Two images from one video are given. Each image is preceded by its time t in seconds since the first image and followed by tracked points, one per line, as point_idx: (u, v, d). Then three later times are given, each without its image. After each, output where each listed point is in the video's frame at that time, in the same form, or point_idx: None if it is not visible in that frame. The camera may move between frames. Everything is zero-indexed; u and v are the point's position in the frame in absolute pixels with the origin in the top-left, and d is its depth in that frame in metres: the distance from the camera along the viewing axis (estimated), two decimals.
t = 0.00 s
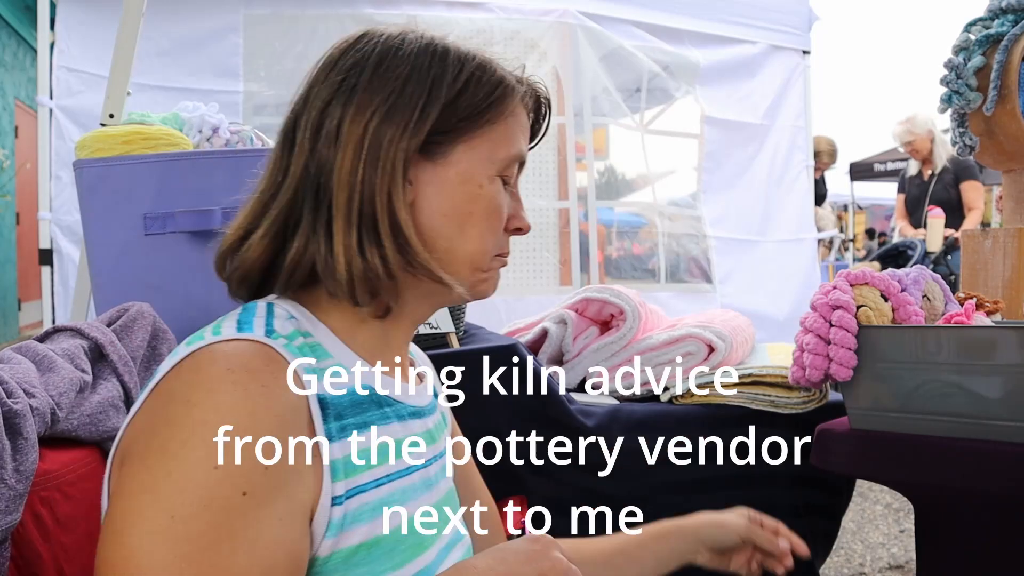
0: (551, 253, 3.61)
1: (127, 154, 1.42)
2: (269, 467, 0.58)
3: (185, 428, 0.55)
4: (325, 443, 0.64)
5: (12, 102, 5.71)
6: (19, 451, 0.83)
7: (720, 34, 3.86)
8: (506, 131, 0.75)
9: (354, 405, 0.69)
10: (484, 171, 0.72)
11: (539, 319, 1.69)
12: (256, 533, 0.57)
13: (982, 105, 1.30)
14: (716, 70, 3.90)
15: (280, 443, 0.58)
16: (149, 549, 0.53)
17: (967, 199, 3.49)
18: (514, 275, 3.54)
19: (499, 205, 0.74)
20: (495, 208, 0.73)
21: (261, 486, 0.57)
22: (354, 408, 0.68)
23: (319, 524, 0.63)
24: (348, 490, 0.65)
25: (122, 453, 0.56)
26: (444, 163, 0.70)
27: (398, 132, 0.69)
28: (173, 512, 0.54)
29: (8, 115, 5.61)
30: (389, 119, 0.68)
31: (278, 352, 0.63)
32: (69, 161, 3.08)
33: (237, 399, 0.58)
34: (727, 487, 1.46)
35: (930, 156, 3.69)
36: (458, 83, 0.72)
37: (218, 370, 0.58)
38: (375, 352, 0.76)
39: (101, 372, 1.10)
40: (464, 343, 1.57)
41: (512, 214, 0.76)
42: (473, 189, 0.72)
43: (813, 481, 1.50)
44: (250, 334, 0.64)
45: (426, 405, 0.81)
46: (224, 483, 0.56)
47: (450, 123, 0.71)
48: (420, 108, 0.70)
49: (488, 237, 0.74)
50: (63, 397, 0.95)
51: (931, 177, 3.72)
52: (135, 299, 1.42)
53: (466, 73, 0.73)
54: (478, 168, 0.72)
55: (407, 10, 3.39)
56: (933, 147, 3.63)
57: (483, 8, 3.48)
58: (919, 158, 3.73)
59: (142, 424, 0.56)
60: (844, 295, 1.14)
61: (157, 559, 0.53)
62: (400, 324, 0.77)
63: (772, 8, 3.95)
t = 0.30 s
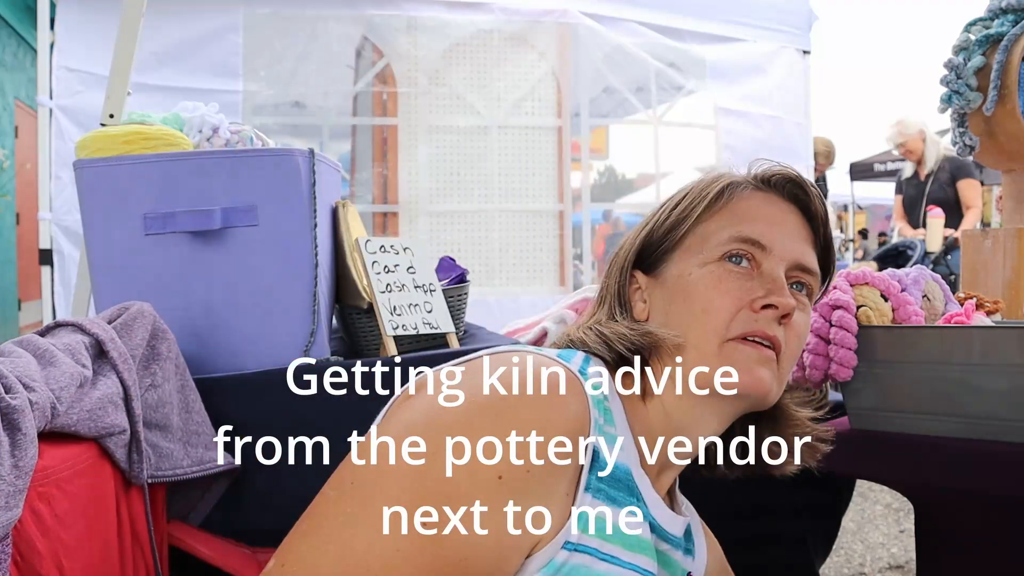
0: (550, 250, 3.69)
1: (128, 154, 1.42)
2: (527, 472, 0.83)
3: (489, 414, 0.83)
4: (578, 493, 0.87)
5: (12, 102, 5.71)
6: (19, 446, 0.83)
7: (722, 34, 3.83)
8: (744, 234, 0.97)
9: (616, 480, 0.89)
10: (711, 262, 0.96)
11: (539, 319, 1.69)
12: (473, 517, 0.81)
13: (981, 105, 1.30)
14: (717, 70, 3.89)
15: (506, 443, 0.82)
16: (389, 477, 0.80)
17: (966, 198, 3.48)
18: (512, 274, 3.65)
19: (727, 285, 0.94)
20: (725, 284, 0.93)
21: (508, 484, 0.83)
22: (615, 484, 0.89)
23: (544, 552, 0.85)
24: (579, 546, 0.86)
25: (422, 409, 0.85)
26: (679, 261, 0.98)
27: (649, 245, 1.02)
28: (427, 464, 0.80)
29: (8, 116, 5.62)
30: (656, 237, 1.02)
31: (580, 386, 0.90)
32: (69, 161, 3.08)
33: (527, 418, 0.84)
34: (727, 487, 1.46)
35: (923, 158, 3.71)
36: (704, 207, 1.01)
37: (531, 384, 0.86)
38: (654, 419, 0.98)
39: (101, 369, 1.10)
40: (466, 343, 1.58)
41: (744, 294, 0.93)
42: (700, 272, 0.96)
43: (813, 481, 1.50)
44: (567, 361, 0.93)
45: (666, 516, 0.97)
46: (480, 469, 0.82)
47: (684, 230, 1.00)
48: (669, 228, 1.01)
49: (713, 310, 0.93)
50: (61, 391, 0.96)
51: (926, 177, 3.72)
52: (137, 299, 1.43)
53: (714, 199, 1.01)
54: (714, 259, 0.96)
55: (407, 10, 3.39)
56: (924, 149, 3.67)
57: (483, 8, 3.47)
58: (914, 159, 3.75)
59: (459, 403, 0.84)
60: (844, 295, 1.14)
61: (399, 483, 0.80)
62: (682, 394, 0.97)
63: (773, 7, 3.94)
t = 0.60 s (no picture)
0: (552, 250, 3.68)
1: (127, 155, 1.42)
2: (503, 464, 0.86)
3: (463, 409, 0.86)
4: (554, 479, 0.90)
5: (12, 102, 5.71)
6: (19, 448, 0.83)
7: (722, 34, 3.84)
8: (695, 212, 1.05)
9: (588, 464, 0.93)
10: (667, 237, 1.04)
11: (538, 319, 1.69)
12: (451, 505, 0.84)
13: (982, 105, 1.30)
14: (717, 70, 3.90)
15: (507, 444, 0.86)
16: (367, 478, 0.82)
17: (966, 198, 3.47)
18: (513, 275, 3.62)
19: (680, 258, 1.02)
20: (677, 257, 1.01)
21: (485, 476, 0.85)
22: (587, 468, 0.93)
23: (521, 539, 0.88)
24: (553, 529, 0.89)
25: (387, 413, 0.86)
26: (631, 242, 1.07)
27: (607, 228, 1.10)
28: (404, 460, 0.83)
29: (8, 116, 5.62)
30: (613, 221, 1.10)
31: (553, 380, 0.93)
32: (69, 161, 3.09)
33: (496, 407, 0.87)
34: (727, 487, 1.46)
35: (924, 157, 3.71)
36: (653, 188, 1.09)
37: (501, 374, 0.89)
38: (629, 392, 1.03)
39: (101, 369, 1.10)
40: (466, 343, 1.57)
41: (696, 264, 1.01)
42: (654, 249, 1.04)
43: (813, 481, 1.50)
44: (537, 351, 0.97)
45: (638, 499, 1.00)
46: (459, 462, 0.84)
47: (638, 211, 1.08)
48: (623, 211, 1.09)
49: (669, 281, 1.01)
50: (62, 392, 0.96)
51: (928, 177, 3.72)
52: (135, 298, 1.43)
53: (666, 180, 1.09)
54: (669, 236, 1.04)
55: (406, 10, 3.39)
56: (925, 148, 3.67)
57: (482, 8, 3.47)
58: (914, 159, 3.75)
59: (419, 402, 0.87)
60: (844, 296, 1.14)
61: (376, 483, 0.82)
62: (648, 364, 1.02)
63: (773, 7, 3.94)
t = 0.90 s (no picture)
0: (551, 250, 3.70)
1: (127, 154, 1.42)
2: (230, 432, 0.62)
3: (141, 409, 0.61)
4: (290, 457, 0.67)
5: (11, 102, 5.71)
6: (19, 451, 0.79)
7: (722, 35, 3.84)
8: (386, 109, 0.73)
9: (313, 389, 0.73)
10: (351, 153, 0.72)
11: (539, 319, 1.69)
12: (220, 502, 0.61)
13: (981, 105, 1.30)
14: (716, 70, 3.90)
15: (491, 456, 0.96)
16: (109, 523, 0.58)
17: (966, 198, 3.48)
18: (513, 274, 3.65)
19: (374, 179, 0.72)
20: (405, 214, 0.72)
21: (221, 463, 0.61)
22: (312, 393, 0.72)
23: (282, 494, 0.67)
24: (309, 463, 0.68)
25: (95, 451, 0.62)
26: (336, 185, 0.73)
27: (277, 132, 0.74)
28: (139, 481, 0.58)
29: (8, 116, 5.62)
30: (269, 128, 0.74)
31: (238, 345, 0.68)
32: (69, 161, 3.08)
33: (186, 389, 0.62)
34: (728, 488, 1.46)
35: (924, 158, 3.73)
36: (341, 78, 0.73)
37: (161, 362, 0.64)
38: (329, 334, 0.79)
39: (103, 372, 1.06)
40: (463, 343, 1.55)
41: (390, 181, 0.73)
42: (348, 167, 0.73)
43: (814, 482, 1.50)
44: (207, 325, 0.69)
45: (386, 393, 0.83)
46: (178, 455, 0.60)
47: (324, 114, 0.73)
48: (304, 113, 0.73)
49: (368, 214, 0.72)
50: (63, 397, 0.92)
51: (927, 177, 3.72)
52: (136, 299, 1.43)
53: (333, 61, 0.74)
54: (356, 151, 0.72)
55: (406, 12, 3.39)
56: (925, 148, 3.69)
57: (483, 9, 3.48)
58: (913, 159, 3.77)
59: (115, 411, 0.62)
60: (844, 295, 1.14)
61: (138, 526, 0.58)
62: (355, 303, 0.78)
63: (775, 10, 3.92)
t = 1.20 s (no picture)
0: (551, 249, 3.70)
1: (127, 154, 1.42)
2: (204, 441, 0.62)
3: (121, 410, 0.60)
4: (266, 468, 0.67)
5: (12, 102, 5.72)
6: (20, 452, 0.79)
7: (722, 34, 3.84)
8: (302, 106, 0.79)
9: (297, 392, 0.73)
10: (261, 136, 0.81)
11: (538, 319, 1.69)
12: (200, 503, 0.61)
13: (981, 105, 1.30)
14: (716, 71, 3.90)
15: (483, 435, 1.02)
16: (94, 524, 0.58)
17: (966, 199, 3.47)
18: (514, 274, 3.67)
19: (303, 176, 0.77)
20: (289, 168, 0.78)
21: (200, 461, 0.61)
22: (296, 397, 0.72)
23: (258, 496, 0.68)
24: (287, 469, 0.69)
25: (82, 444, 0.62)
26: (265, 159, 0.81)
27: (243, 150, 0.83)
28: (123, 484, 0.58)
29: (8, 116, 5.62)
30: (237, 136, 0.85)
31: (224, 345, 0.67)
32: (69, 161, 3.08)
33: (171, 384, 0.62)
34: (727, 487, 1.46)
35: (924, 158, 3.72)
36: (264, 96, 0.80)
37: (150, 354, 0.64)
38: (307, 329, 0.81)
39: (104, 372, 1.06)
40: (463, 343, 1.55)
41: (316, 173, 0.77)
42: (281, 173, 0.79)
43: (814, 483, 1.50)
44: (194, 324, 0.69)
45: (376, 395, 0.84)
46: (159, 457, 0.59)
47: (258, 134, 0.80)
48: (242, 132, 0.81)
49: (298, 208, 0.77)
50: (64, 398, 0.91)
51: (927, 177, 3.72)
52: (136, 299, 1.43)
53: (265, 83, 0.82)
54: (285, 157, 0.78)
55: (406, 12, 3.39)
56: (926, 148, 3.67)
57: (483, 9, 3.48)
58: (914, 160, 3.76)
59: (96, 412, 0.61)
60: (844, 296, 1.14)
61: (128, 528, 0.58)
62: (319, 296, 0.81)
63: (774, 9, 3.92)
